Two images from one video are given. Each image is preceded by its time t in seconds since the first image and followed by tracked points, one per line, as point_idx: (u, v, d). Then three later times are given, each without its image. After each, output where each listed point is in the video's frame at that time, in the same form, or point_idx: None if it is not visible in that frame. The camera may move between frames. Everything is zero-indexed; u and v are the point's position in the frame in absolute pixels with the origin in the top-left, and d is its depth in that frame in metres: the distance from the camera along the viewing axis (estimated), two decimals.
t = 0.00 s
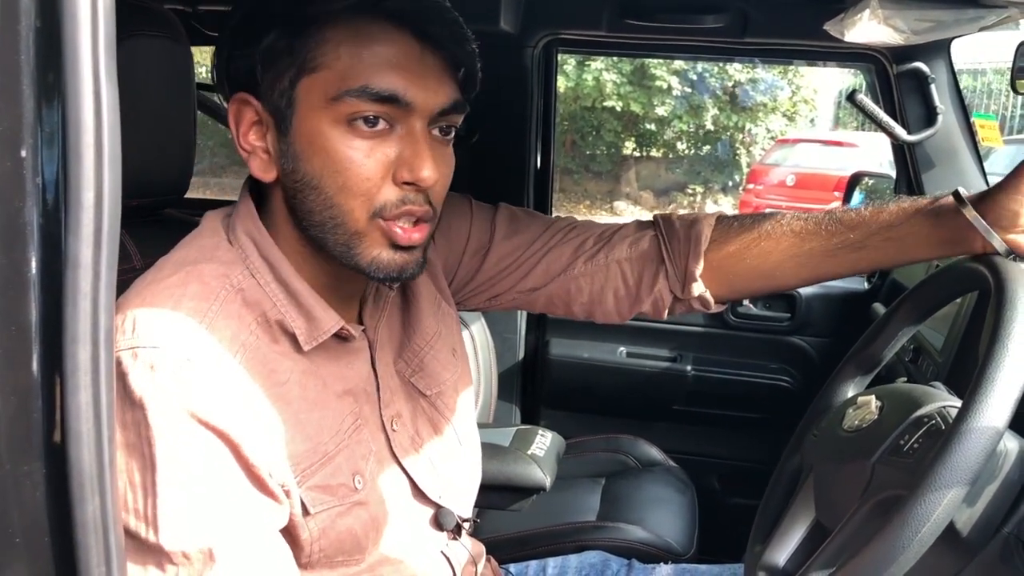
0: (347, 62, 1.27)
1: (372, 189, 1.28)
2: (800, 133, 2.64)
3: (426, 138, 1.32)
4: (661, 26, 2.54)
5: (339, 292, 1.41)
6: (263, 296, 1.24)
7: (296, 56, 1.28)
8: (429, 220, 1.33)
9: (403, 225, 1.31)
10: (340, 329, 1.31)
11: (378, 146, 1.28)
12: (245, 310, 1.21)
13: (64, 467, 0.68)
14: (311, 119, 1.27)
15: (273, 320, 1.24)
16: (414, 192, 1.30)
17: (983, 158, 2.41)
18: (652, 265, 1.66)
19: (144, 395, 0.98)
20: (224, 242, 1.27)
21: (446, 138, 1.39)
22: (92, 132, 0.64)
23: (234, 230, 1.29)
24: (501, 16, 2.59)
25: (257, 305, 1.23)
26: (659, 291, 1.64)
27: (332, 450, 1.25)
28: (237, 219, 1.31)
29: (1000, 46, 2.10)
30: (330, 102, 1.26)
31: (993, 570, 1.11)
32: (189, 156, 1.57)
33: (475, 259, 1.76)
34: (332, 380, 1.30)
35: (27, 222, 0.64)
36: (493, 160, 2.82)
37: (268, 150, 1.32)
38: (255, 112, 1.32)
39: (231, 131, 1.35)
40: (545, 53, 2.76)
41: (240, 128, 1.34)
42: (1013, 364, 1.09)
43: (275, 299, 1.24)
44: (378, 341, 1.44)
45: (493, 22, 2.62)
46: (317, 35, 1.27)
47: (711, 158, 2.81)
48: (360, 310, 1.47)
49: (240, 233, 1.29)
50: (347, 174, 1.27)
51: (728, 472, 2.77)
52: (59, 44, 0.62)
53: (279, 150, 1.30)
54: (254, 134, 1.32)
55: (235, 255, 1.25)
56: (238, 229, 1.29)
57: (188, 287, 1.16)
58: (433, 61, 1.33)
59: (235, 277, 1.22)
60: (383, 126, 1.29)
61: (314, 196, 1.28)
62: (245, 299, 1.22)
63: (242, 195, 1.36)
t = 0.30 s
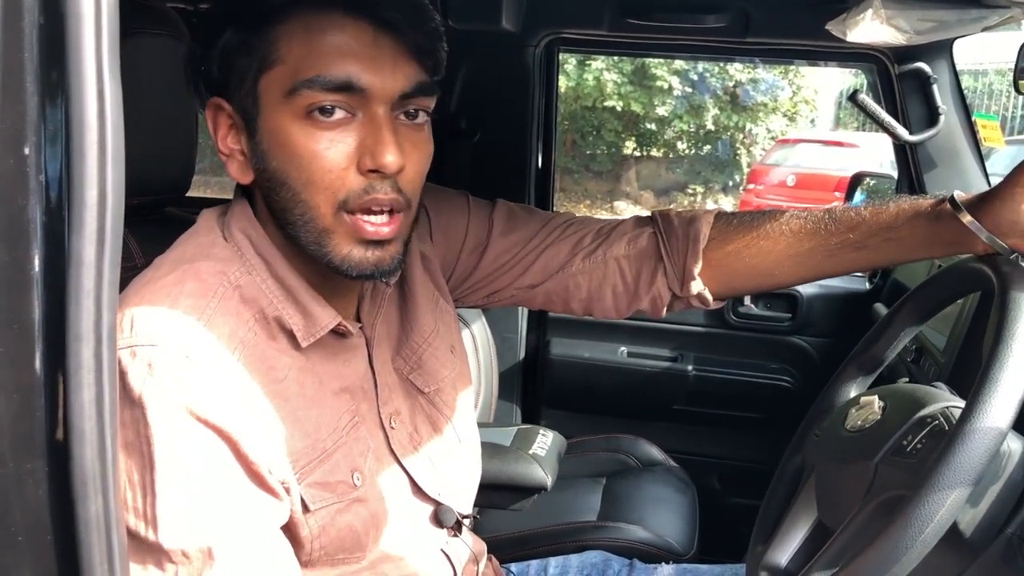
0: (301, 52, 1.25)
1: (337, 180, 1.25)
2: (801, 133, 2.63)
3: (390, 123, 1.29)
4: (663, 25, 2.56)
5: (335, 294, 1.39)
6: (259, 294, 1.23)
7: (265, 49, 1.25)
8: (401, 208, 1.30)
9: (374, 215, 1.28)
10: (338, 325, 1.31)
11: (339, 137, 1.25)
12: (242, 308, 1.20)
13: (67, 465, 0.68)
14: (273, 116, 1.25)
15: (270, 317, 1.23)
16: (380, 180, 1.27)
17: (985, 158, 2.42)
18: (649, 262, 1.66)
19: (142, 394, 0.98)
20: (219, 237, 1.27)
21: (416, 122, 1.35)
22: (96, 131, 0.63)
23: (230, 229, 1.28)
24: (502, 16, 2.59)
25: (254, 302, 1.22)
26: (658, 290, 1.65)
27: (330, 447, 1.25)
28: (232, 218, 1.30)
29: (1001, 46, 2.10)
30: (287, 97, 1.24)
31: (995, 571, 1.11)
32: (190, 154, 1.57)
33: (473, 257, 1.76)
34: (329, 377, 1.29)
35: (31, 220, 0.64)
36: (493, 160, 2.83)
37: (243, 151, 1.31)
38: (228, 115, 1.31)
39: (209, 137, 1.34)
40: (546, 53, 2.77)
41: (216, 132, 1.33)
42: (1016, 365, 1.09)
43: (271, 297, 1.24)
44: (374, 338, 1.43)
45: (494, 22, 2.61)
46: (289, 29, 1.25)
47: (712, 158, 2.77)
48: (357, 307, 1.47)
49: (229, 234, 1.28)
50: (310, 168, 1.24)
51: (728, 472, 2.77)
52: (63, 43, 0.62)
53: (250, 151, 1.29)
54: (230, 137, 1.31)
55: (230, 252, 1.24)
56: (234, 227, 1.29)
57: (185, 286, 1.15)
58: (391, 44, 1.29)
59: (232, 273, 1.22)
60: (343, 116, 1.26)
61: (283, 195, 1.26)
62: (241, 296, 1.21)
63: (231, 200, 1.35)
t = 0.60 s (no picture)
0: (285, 60, 1.24)
1: (331, 188, 1.25)
2: (802, 135, 2.65)
3: (380, 126, 1.28)
4: (664, 27, 2.56)
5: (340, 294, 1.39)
6: (262, 294, 1.24)
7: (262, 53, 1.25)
8: (396, 211, 1.30)
9: (371, 219, 1.28)
10: (340, 324, 1.32)
11: (330, 144, 1.25)
12: (245, 308, 1.21)
13: (76, 463, 0.68)
14: (264, 126, 1.25)
15: (273, 317, 1.24)
16: (373, 185, 1.26)
17: (987, 161, 2.42)
18: (650, 262, 1.67)
19: (146, 396, 0.98)
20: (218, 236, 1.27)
21: (405, 122, 1.34)
22: (107, 130, 0.64)
23: (231, 231, 1.28)
24: (506, 18, 2.60)
25: (257, 302, 1.23)
26: (659, 290, 1.65)
27: (334, 447, 1.26)
28: (234, 220, 1.30)
29: (1003, 50, 2.11)
30: (275, 107, 1.24)
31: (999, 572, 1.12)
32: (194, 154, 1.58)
33: (474, 255, 1.76)
34: (332, 378, 1.30)
35: (42, 220, 0.64)
36: (496, 160, 2.83)
37: (238, 159, 1.30)
38: (220, 124, 1.31)
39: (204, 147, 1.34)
40: (550, 54, 2.77)
41: (211, 140, 1.33)
42: (1019, 367, 1.09)
43: (275, 297, 1.25)
44: (377, 338, 1.44)
45: (497, 23, 2.61)
46: (282, 28, 1.24)
47: (713, 159, 2.78)
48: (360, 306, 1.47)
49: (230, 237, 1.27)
50: (304, 178, 1.24)
51: (730, 473, 2.78)
52: (74, 44, 0.63)
53: (244, 160, 1.29)
54: (224, 146, 1.31)
55: (231, 252, 1.25)
56: (235, 227, 1.29)
57: (188, 287, 1.15)
58: (377, 46, 1.28)
59: (235, 274, 1.22)
60: (332, 122, 1.25)
61: (279, 205, 1.26)
62: (244, 297, 1.21)
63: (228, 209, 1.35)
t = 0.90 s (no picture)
0: (293, 73, 1.24)
1: (333, 203, 1.25)
2: (804, 139, 2.63)
3: (385, 142, 1.28)
4: (666, 30, 2.56)
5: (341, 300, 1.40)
6: (263, 299, 1.24)
7: (262, 63, 1.25)
8: (398, 228, 1.30)
9: (372, 234, 1.28)
10: (341, 330, 1.32)
11: (334, 160, 1.25)
12: (245, 313, 1.21)
13: (77, 466, 0.68)
14: (268, 138, 1.25)
15: (275, 323, 1.24)
16: (376, 201, 1.26)
17: (989, 165, 2.42)
18: (653, 265, 1.67)
19: (147, 402, 0.98)
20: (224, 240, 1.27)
21: (412, 138, 1.34)
22: (106, 134, 0.64)
23: (232, 237, 1.28)
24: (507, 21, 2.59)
25: (258, 308, 1.23)
26: (664, 293, 1.65)
27: (335, 453, 1.26)
28: (233, 225, 1.31)
29: (1005, 54, 2.11)
30: (280, 119, 1.24)
31: None
32: (196, 157, 1.58)
33: (479, 258, 1.76)
34: (332, 382, 1.30)
35: (42, 222, 0.65)
36: (498, 163, 2.85)
37: (242, 167, 1.31)
38: (224, 131, 1.32)
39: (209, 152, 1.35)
40: (551, 58, 2.77)
41: (216, 146, 1.34)
42: (1019, 371, 1.09)
43: (276, 301, 1.25)
44: (378, 345, 1.44)
45: (499, 26, 2.61)
46: (291, 35, 1.24)
47: (715, 163, 2.76)
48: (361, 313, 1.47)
49: (231, 242, 1.28)
50: (307, 191, 1.25)
51: (731, 477, 2.77)
52: (75, 47, 0.63)
53: (248, 169, 1.29)
54: (228, 152, 1.32)
55: (233, 257, 1.25)
56: (235, 232, 1.30)
57: (189, 292, 1.16)
58: (386, 62, 1.28)
59: (236, 279, 1.22)
60: (337, 138, 1.25)
61: (280, 215, 1.27)
62: (246, 302, 1.22)
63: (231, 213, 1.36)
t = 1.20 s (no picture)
0: (292, 67, 1.25)
1: (339, 193, 1.26)
2: (805, 142, 2.64)
3: (386, 131, 1.30)
4: (666, 35, 2.57)
5: (340, 302, 1.40)
6: (263, 301, 1.24)
7: (264, 63, 1.25)
8: (403, 215, 1.31)
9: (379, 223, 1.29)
10: (340, 332, 1.33)
11: (339, 150, 1.25)
12: (245, 315, 1.21)
13: (77, 470, 0.68)
14: (270, 132, 1.25)
15: (274, 324, 1.24)
16: (381, 189, 1.28)
17: (989, 168, 2.44)
18: (650, 268, 1.67)
19: (146, 400, 0.98)
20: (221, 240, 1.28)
21: (409, 128, 1.36)
22: (108, 141, 0.65)
23: (232, 238, 1.29)
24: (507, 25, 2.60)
25: (257, 309, 1.23)
26: (661, 296, 1.65)
27: (334, 453, 1.26)
28: (233, 229, 1.31)
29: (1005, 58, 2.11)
30: (283, 113, 1.24)
31: None
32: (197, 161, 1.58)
33: (477, 261, 1.77)
34: (331, 384, 1.30)
35: (44, 228, 0.65)
36: (499, 166, 2.85)
37: (241, 168, 1.31)
38: (222, 133, 1.31)
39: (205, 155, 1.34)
40: (551, 62, 2.77)
41: (212, 150, 1.32)
42: (1017, 376, 1.10)
43: (276, 304, 1.25)
44: (377, 348, 1.44)
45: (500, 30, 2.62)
46: (288, 35, 1.25)
47: (715, 166, 2.76)
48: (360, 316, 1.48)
49: (234, 245, 1.28)
50: (313, 183, 1.25)
51: (731, 481, 2.78)
52: (77, 55, 0.63)
53: (249, 168, 1.29)
54: (225, 155, 1.31)
55: (232, 259, 1.25)
56: (235, 234, 1.30)
57: (189, 294, 1.16)
58: (380, 52, 1.30)
59: (235, 281, 1.23)
60: (340, 129, 1.26)
61: (286, 209, 1.26)
62: (245, 304, 1.22)
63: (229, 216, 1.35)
